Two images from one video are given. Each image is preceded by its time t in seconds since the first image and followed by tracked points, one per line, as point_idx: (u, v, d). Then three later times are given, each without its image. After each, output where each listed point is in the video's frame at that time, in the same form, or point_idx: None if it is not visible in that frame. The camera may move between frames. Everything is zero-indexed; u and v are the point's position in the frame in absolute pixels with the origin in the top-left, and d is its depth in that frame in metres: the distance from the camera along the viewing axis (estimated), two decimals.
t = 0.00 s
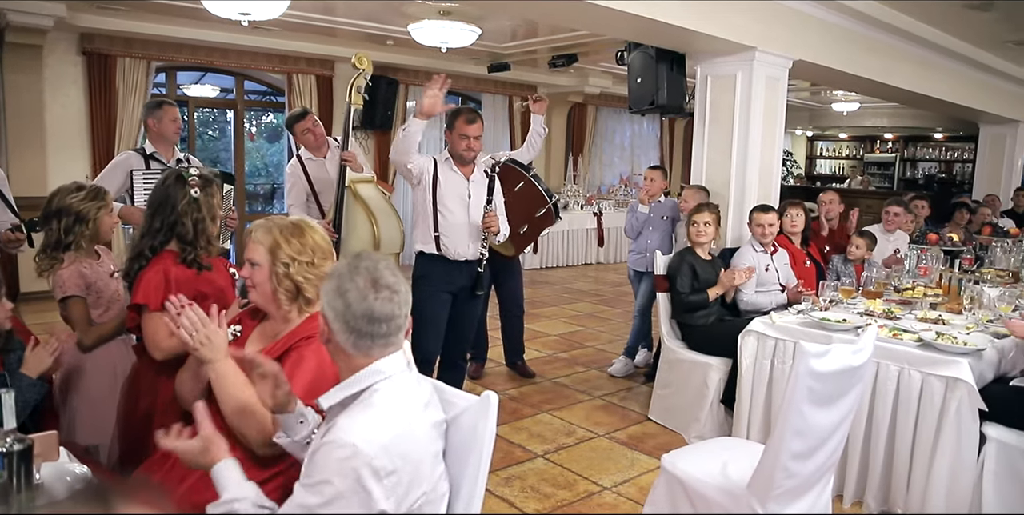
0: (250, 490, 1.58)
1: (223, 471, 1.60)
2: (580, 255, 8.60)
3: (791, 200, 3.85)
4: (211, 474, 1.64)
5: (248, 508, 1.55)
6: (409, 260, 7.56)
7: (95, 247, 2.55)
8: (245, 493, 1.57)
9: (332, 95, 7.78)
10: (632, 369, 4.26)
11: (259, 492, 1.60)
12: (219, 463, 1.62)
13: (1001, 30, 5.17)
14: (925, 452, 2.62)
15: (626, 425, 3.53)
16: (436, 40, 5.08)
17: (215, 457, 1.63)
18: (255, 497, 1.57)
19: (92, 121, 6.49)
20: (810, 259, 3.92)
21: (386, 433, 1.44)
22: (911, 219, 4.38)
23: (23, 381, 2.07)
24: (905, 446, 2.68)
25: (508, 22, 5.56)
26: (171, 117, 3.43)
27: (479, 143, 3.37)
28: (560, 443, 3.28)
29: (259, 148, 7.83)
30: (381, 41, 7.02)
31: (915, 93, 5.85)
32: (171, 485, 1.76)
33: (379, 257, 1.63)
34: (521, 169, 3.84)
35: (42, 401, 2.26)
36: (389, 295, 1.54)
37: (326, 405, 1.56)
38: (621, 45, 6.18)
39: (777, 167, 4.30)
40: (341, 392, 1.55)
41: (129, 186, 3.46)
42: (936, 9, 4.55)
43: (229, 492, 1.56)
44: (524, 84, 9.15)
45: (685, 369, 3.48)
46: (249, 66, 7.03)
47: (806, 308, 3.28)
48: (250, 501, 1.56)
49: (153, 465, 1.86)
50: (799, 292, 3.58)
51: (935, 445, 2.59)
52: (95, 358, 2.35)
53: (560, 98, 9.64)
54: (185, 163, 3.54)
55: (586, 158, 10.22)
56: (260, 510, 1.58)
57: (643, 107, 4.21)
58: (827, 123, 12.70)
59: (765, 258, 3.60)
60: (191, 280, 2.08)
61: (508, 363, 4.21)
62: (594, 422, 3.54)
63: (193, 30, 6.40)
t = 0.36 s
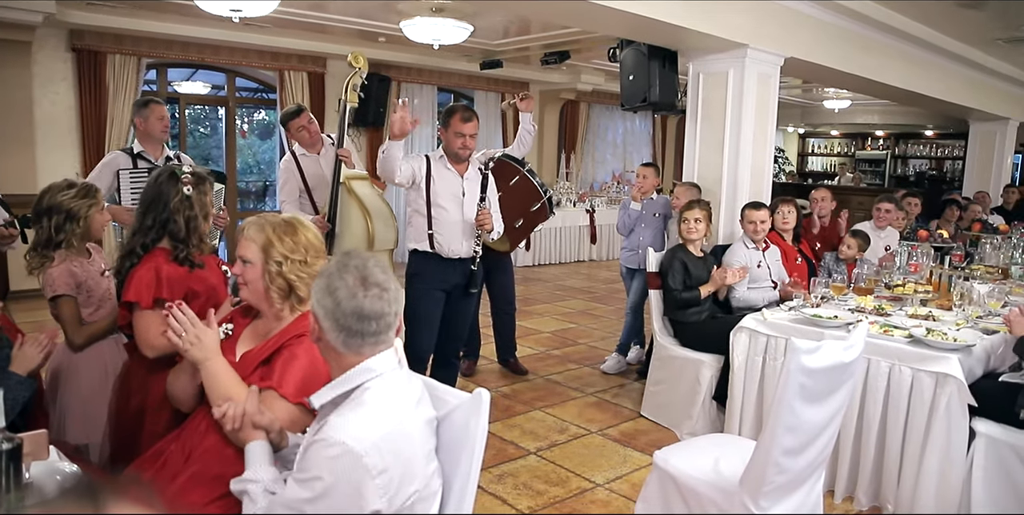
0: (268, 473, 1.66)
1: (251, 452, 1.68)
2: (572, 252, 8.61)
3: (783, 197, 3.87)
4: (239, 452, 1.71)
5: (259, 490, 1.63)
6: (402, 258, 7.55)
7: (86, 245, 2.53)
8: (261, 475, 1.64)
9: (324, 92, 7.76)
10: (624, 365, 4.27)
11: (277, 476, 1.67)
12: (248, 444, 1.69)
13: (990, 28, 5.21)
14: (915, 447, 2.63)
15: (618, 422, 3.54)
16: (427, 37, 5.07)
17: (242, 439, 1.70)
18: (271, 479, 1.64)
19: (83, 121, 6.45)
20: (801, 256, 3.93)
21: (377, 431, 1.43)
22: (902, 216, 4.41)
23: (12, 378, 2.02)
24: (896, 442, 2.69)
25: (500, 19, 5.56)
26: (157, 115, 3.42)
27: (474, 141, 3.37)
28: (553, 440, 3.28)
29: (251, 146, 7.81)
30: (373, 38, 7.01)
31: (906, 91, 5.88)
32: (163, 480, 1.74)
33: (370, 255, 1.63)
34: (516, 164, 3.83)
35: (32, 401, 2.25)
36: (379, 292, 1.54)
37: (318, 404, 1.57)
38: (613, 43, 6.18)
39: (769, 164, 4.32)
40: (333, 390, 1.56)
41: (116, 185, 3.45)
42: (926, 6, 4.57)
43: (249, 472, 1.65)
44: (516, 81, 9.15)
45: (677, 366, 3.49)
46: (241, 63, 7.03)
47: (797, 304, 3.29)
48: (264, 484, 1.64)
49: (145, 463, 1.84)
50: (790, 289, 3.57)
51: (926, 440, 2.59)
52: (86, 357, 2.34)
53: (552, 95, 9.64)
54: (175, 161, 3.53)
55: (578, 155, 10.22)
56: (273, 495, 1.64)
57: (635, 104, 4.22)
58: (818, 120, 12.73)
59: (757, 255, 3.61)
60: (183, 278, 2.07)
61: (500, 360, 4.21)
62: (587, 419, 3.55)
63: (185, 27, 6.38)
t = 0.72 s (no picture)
0: (268, 472, 1.66)
1: (248, 452, 1.68)
2: (571, 250, 8.61)
3: (781, 195, 3.87)
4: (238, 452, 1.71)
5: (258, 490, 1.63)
6: (402, 255, 7.54)
7: (85, 243, 2.53)
8: (260, 474, 1.65)
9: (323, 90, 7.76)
10: (623, 363, 4.27)
11: (276, 475, 1.67)
12: (247, 442, 1.69)
13: (989, 25, 5.21)
14: (913, 445, 2.63)
15: (617, 419, 3.54)
16: (427, 34, 5.06)
17: (241, 438, 1.70)
18: (270, 479, 1.64)
19: (81, 119, 6.44)
20: (800, 253, 3.93)
21: (375, 429, 1.43)
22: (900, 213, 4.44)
23: (8, 378, 2.03)
24: (894, 439, 2.69)
25: (499, 17, 5.55)
26: (132, 112, 3.39)
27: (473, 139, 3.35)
28: (552, 438, 3.28)
29: (249, 143, 7.80)
30: (371, 35, 7.00)
31: (905, 89, 5.88)
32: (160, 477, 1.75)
33: (368, 252, 1.62)
34: (512, 159, 3.84)
35: (30, 398, 2.25)
36: (377, 290, 1.54)
37: (317, 401, 1.57)
38: (612, 40, 6.18)
39: (768, 162, 4.32)
40: (332, 388, 1.56)
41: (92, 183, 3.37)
42: (925, 3, 4.57)
43: (248, 472, 1.65)
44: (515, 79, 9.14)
45: (676, 363, 3.49)
46: (239, 60, 7.04)
47: (796, 302, 3.29)
48: (263, 483, 1.64)
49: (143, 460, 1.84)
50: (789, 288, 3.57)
51: (924, 436, 2.60)
52: (85, 356, 2.34)
53: (551, 92, 9.63)
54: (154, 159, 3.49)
55: (577, 152, 10.22)
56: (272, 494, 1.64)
57: (634, 101, 4.22)
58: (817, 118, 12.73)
59: (756, 252, 3.61)
60: (181, 275, 2.07)
61: (499, 357, 4.21)
62: (585, 416, 3.55)
63: (182, 24, 6.37)
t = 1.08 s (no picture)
0: (269, 472, 1.66)
1: (249, 451, 1.68)
2: (570, 248, 8.61)
3: (782, 193, 3.87)
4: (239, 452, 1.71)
5: (259, 490, 1.64)
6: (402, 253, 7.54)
7: (85, 239, 2.53)
8: (260, 474, 1.65)
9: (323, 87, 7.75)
10: (623, 360, 4.27)
11: (277, 474, 1.67)
12: (248, 442, 1.69)
13: (990, 23, 5.20)
14: (913, 443, 2.63)
15: (617, 417, 3.54)
16: (427, 32, 5.06)
17: (241, 437, 1.70)
18: (271, 478, 1.65)
19: (81, 117, 6.44)
20: (800, 251, 3.94)
21: (375, 426, 1.43)
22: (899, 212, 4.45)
23: (6, 377, 2.04)
24: (894, 437, 2.69)
25: (499, 14, 5.55)
26: (114, 108, 3.37)
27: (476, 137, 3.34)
28: (552, 435, 3.29)
29: (249, 140, 7.80)
30: (371, 33, 6.99)
31: (905, 86, 5.87)
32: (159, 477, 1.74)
33: (367, 250, 1.62)
34: (512, 157, 3.81)
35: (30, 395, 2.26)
36: (375, 287, 1.54)
37: (317, 400, 1.57)
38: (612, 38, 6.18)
39: (768, 160, 4.32)
40: (332, 386, 1.56)
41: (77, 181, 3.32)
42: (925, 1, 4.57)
43: (249, 471, 1.65)
44: (515, 76, 9.14)
45: (676, 361, 3.49)
46: (239, 57, 7.03)
47: (796, 300, 3.29)
48: (264, 483, 1.65)
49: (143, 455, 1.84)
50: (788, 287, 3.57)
51: (924, 433, 2.60)
52: (85, 353, 2.34)
53: (551, 90, 9.63)
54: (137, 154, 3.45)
55: (577, 150, 10.23)
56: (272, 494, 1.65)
57: (634, 99, 4.23)
58: (818, 116, 12.71)
59: (756, 250, 3.61)
60: (179, 272, 2.06)
61: (498, 355, 4.22)
62: (585, 414, 3.55)
63: (183, 21, 6.36)
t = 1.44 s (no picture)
0: (269, 472, 1.66)
1: (250, 451, 1.68)
2: (571, 246, 8.60)
3: (783, 191, 3.86)
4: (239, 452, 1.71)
5: (259, 491, 1.63)
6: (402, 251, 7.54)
7: (85, 237, 2.53)
8: (261, 475, 1.64)
9: (324, 85, 7.75)
10: (623, 358, 4.27)
11: (277, 475, 1.67)
12: (248, 443, 1.69)
13: (990, 21, 5.20)
14: (914, 441, 2.63)
15: (617, 415, 3.54)
16: (427, 30, 5.06)
17: (241, 438, 1.69)
18: (271, 479, 1.64)
19: (82, 115, 6.44)
20: (801, 249, 3.94)
21: (376, 424, 1.43)
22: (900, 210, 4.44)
23: (8, 374, 2.04)
24: (896, 435, 2.69)
25: (499, 12, 5.55)
26: (115, 106, 3.37)
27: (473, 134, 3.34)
28: (552, 433, 3.29)
29: (249, 138, 7.79)
30: (371, 30, 6.99)
31: (905, 84, 5.87)
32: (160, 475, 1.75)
33: (366, 248, 1.62)
34: (512, 157, 3.85)
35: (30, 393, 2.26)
36: (374, 285, 1.53)
37: (317, 398, 1.57)
38: (612, 35, 6.17)
39: (769, 158, 4.31)
40: (332, 384, 1.56)
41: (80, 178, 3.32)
42: None
43: (249, 472, 1.65)
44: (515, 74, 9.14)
45: (677, 359, 3.49)
46: (239, 55, 7.02)
47: (796, 298, 3.29)
48: (264, 483, 1.64)
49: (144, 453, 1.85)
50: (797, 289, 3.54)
51: (925, 431, 2.60)
52: (85, 350, 2.34)
53: (551, 88, 9.62)
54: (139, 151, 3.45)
55: (577, 148, 10.23)
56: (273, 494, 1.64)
57: (634, 97, 4.23)
58: (818, 113, 12.69)
59: (757, 248, 3.60)
60: (179, 270, 2.06)
61: (498, 353, 4.21)
62: (585, 412, 3.55)
63: (183, 19, 6.36)
